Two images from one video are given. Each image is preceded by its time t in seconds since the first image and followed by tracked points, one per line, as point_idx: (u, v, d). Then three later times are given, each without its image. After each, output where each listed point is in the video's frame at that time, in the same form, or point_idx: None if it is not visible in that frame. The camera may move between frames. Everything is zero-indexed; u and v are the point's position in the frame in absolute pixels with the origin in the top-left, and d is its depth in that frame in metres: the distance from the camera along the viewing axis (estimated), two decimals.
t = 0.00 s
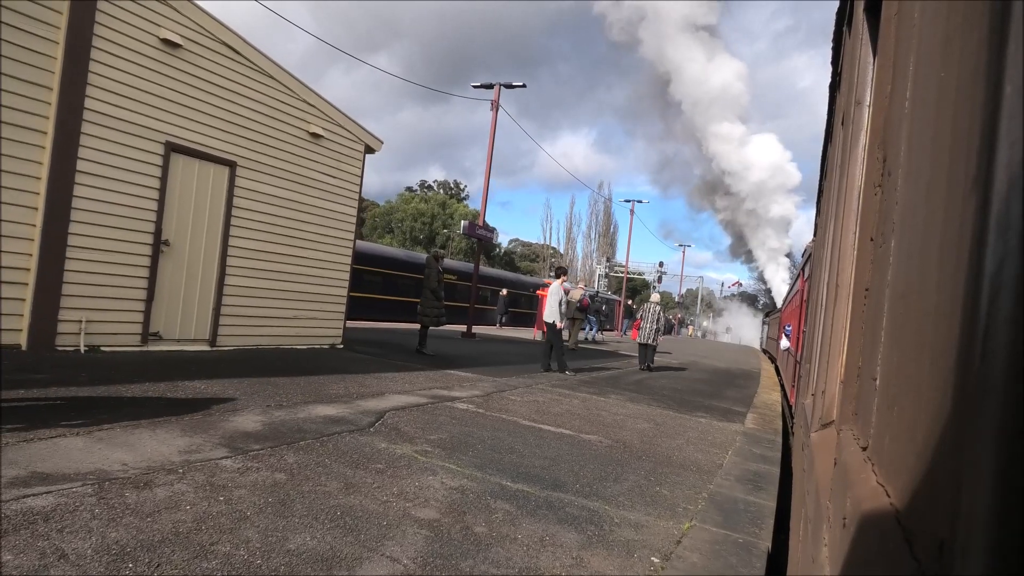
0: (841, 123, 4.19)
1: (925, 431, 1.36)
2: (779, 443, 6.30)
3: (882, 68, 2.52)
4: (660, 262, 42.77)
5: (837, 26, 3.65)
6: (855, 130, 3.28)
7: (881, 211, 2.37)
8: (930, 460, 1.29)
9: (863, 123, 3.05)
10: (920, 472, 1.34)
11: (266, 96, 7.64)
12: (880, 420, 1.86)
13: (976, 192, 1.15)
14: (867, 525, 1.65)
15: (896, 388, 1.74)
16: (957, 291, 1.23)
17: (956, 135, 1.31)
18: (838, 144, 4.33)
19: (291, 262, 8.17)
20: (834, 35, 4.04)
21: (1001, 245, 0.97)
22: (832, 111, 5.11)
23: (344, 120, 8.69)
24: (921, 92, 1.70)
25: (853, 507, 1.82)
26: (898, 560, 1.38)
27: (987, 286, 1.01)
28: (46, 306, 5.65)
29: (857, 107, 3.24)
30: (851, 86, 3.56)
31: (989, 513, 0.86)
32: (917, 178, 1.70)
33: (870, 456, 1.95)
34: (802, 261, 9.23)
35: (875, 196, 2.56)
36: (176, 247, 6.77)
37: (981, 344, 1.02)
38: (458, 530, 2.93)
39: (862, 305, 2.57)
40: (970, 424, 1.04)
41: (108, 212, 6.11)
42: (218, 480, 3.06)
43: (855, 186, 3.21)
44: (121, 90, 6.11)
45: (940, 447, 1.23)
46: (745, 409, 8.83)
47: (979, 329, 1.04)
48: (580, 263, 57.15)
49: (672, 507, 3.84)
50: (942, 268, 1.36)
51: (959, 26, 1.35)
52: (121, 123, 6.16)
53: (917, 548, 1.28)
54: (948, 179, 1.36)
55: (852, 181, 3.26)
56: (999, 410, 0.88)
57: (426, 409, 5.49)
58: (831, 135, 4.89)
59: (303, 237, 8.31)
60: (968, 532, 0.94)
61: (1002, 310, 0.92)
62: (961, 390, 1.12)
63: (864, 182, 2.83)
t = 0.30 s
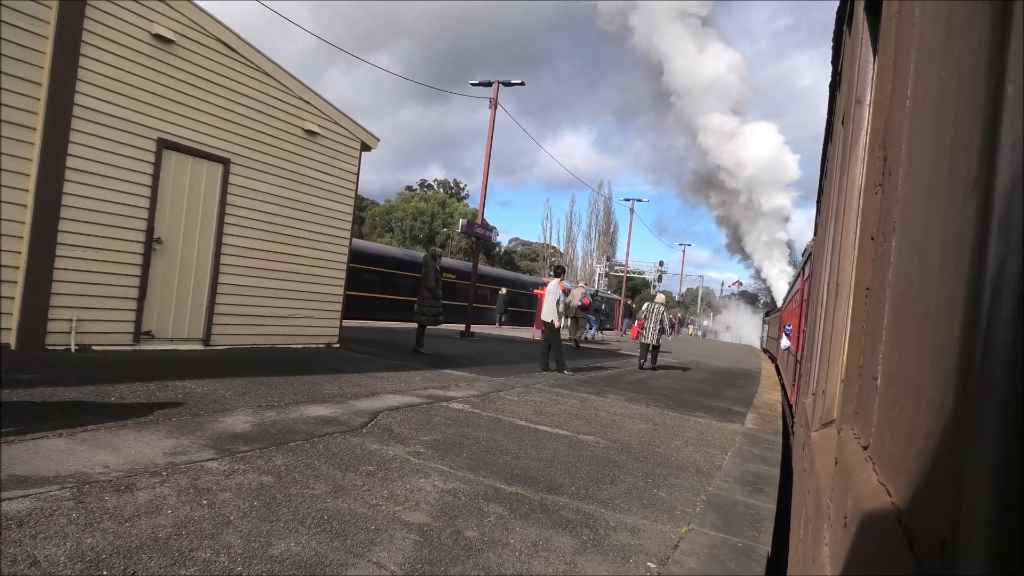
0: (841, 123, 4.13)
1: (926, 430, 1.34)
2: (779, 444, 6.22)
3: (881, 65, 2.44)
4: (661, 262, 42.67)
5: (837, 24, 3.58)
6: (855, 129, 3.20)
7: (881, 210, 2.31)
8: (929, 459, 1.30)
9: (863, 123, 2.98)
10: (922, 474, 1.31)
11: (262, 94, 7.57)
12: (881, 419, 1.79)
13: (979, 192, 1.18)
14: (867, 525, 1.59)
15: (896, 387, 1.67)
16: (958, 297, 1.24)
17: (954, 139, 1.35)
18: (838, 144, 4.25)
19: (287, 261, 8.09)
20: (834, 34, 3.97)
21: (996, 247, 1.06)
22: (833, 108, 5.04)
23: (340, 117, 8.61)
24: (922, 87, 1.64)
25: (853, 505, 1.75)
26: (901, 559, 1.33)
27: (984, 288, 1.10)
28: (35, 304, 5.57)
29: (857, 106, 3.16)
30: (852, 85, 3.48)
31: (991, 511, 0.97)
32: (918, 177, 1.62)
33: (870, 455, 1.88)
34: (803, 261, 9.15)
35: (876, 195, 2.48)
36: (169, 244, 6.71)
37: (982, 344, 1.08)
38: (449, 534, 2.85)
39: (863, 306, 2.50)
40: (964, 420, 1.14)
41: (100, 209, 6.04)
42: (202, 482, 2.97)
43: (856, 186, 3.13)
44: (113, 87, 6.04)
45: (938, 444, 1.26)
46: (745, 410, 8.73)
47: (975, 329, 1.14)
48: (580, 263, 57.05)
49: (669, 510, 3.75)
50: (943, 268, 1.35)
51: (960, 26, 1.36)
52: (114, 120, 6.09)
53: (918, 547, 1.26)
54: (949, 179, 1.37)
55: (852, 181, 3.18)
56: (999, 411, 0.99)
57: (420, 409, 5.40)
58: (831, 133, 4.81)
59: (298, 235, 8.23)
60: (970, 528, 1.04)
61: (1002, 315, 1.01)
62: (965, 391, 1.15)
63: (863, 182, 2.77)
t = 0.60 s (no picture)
0: (841, 122, 4.06)
1: (926, 432, 1.29)
2: (779, 445, 6.15)
3: (882, 63, 2.38)
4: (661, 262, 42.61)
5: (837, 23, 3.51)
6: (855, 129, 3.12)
7: (881, 210, 2.23)
8: (928, 458, 1.27)
9: (863, 123, 2.90)
10: (925, 476, 1.26)
11: (257, 91, 7.49)
12: (880, 418, 1.72)
13: (978, 190, 1.15)
14: (867, 526, 1.52)
15: (895, 390, 1.61)
16: (958, 295, 1.20)
17: (952, 135, 1.31)
18: (839, 144, 4.18)
19: (282, 260, 8.01)
20: (834, 34, 3.91)
21: (998, 243, 1.01)
22: (833, 107, 4.97)
23: (336, 115, 8.52)
24: (923, 84, 1.59)
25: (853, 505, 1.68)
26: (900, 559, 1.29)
27: (983, 286, 1.06)
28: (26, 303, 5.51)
29: (857, 105, 3.08)
30: (851, 85, 3.41)
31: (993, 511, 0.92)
32: (918, 176, 1.56)
33: (870, 454, 1.82)
34: (803, 260, 9.09)
35: (876, 195, 2.41)
36: (162, 243, 6.63)
37: (981, 343, 1.05)
38: (440, 539, 2.78)
39: (862, 306, 2.42)
40: (965, 418, 1.11)
41: (92, 207, 5.97)
42: (187, 485, 2.90)
43: (856, 187, 3.05)
44: (104, 83, 5.97)
45: (937, 444, 1.23)
46: (745, 410, 8.65)
47: (974, 329, 1.10)
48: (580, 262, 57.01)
49: (667, 513, 3.68)
50: (943, 265, 1.31)
51: (960, 25, 1.33)
52: (105, 116, 6.01)
53: (919, 549, 1.23)
54: (948, 176, 1.34)
55: (852, 182, 3.10)
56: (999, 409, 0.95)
57: (416, 409, 5.33)
58: (831, 133, 4.74)
59: (294, 233, 8.15)
60: (970, 524, 1.01)
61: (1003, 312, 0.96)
62: (964, 391, 1.12)
63: (864, 182, 2.70)
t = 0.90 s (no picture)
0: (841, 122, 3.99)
1: (927, 431, 1.25)
2: (779, 446, 6.06)
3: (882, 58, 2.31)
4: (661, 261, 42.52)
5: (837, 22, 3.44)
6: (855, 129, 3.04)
7: (881, 210, 2.15)
8: (929, 458, 1.23)
9: (863, 123, 2.84)
10: (926, 474, 1.22)
11: (252, 88, 7.41)
12: (881, 417, 1.66)
13: (979, 187, 1.11)
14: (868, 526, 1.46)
15: (896, 390, 1.55)
16: (958, 294, 1.17)
17: (952, 132, 1.28)
18: (839, 143, 4.10)
19: (277, 258, 7.94)
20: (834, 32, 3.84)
21: (996, 241, 0.99)
22: (833, 103, 4.90)
23: (332, 111, 8.44)
24: (924, 84, 1.55)
25: (852, 507, 1.63)
26: (902, 560, 1.24)
27: (983, 285, 1.03)
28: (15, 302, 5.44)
29: (857, 104, 3.00)
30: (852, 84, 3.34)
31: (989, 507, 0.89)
32: (919, 178, 1.51)
33: (871, 452, 1.75)
34: (803, 259, 9.01)
35: (876, 196, 2.34)
36: (153, 241, 6.54)
37: (980, 342, 1.01)
38: (429, 544, 2.70)
39: (863, 305, 2.34)
40: (965, 417, 1.07)
41: (82, 204, 5.89)
42: (170, 489, 2.82)
43: (857, 187, 2.97)
44: (95, 79, 5.88)
45: (938, 444, 1.19)
46: (744, 410, 8.56)
47: (972, 328, 1.07)
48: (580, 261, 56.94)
49: (664, 516, 3.60)
50: (946, 262, 1.26)
51: (959, 25, 1.30)
52: (96, 112, 5.93)
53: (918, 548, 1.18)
54: (949, 171, 1.30)
55: (853, 183, 3.02)
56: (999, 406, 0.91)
57: (410, 410, 5.25)
58: (831, 133, 4.67)
59: (289, 231, 8.07)
60: (970, 521, 0.96)
61: (1001, 313, 0.94)
62: (964, 385, 1.08)
63: (864, 181, 2.64)
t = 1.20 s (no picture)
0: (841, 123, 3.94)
1: (927, 432, 1.19)
2: (779, 447, 5.99)
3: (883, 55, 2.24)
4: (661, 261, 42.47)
5: (837, 22, 3.37)
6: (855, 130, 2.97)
7: (881, 211, 2.08)
8: (927, 458, 1.18)
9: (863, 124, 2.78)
10: (926, 475, 1.15)
11: (247, 84, 7.34)
12: (880, 416, 1.59)
13: (980, 183, 1.07)
14: (869, 529, 1.39)
15: (895, 391, 1.48)
16: (959, 294, 1.12)
17: (952, 126, 1.23)
18: (839, 143, 4.03)
19: (273, 256, 7.86)
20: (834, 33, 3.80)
21: (998, 240, 0.94)
22: (834, 101, 4.83)
23: (328, 109, 8.37)
24: (922, 80, 1.49)
25: (852, 509, 1.56)
26: (902, 562, 1.18)
27: (984, 282, 0.99)
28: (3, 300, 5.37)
29: (857, 105, 2.93)
30: (852, 85, 3.27)
31: (993, 509, 0.84)
32: (918, 178, 1.46)
33: (871, 451, 1.67)
34: (803, 258, 8.95)
35: (875, 197, 2.27)
36: (146, 239, 6.45)
37: (980, 342, 0.97)
38: (418, 550, 2.62)
39: (862, 306, 2.27)
40: (965, 418, 1.02)
41: (73, 201, 5.82)
42: (152, 492, 2.74)
43: (857, 190, 2.89)
44: (88, 74, 5.81)
45: (937, 445, 1.13)
46: (744, 411, 8.48)
47: (973, 328, 1.03)
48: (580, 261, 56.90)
49: (661, 519, 3.52)
50: (946, 259, 1.21)
51: (959, 19, 1.25)
52: (88, 108, 5.86)
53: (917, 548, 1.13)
54: (949, 168, 1.25)
55: (852, 185, 2.94)
56: (1002, 408, 0.86)
57: (405, 410, 5.18)
58: (831, 133, 4.60)
59: (284, 229, 7.99)
60: (970, 523, 0.92)
61: (1003, 312, 0.89)
62: (965, 386, 1.03)
63: (863, 181, 2.57)
